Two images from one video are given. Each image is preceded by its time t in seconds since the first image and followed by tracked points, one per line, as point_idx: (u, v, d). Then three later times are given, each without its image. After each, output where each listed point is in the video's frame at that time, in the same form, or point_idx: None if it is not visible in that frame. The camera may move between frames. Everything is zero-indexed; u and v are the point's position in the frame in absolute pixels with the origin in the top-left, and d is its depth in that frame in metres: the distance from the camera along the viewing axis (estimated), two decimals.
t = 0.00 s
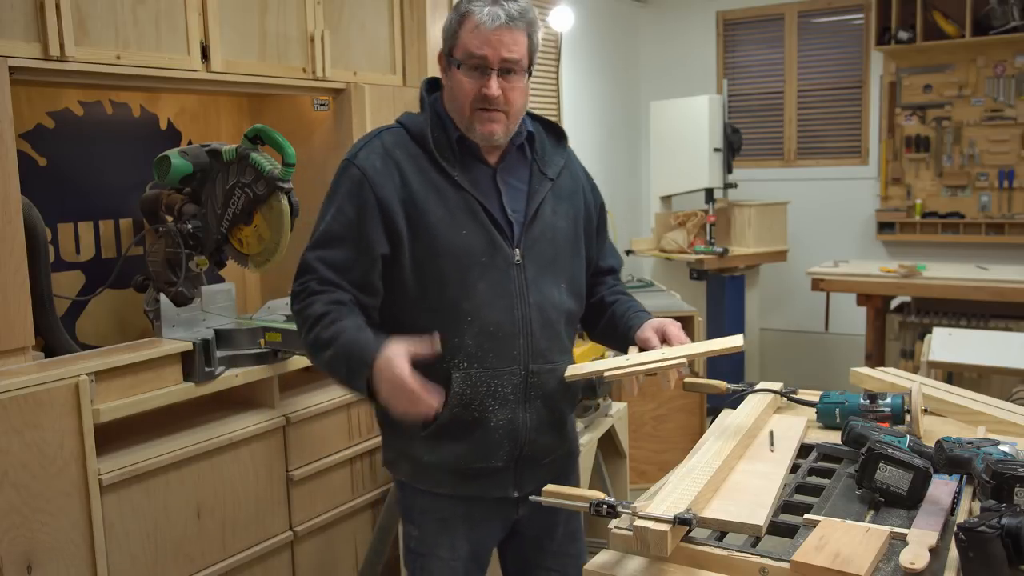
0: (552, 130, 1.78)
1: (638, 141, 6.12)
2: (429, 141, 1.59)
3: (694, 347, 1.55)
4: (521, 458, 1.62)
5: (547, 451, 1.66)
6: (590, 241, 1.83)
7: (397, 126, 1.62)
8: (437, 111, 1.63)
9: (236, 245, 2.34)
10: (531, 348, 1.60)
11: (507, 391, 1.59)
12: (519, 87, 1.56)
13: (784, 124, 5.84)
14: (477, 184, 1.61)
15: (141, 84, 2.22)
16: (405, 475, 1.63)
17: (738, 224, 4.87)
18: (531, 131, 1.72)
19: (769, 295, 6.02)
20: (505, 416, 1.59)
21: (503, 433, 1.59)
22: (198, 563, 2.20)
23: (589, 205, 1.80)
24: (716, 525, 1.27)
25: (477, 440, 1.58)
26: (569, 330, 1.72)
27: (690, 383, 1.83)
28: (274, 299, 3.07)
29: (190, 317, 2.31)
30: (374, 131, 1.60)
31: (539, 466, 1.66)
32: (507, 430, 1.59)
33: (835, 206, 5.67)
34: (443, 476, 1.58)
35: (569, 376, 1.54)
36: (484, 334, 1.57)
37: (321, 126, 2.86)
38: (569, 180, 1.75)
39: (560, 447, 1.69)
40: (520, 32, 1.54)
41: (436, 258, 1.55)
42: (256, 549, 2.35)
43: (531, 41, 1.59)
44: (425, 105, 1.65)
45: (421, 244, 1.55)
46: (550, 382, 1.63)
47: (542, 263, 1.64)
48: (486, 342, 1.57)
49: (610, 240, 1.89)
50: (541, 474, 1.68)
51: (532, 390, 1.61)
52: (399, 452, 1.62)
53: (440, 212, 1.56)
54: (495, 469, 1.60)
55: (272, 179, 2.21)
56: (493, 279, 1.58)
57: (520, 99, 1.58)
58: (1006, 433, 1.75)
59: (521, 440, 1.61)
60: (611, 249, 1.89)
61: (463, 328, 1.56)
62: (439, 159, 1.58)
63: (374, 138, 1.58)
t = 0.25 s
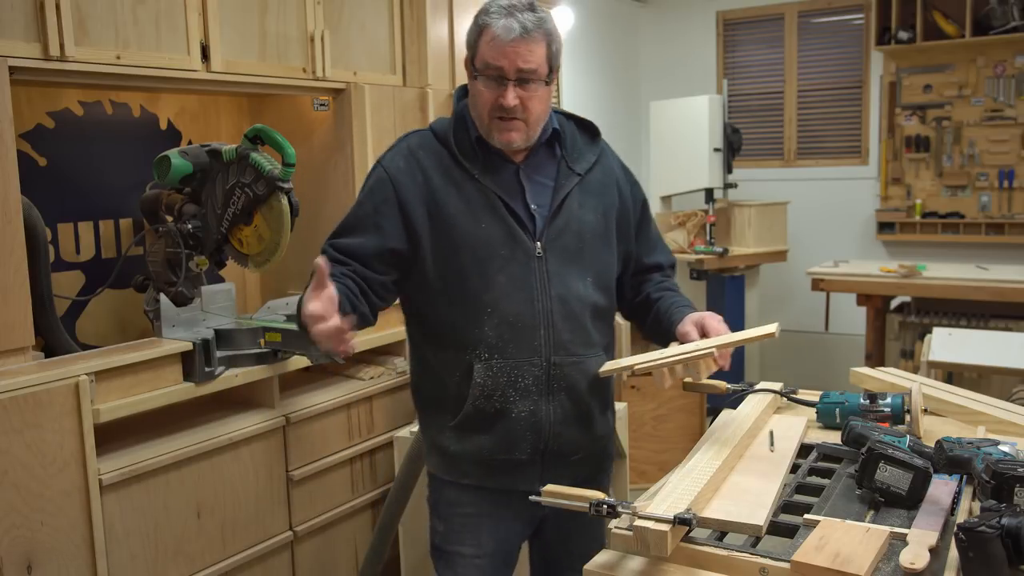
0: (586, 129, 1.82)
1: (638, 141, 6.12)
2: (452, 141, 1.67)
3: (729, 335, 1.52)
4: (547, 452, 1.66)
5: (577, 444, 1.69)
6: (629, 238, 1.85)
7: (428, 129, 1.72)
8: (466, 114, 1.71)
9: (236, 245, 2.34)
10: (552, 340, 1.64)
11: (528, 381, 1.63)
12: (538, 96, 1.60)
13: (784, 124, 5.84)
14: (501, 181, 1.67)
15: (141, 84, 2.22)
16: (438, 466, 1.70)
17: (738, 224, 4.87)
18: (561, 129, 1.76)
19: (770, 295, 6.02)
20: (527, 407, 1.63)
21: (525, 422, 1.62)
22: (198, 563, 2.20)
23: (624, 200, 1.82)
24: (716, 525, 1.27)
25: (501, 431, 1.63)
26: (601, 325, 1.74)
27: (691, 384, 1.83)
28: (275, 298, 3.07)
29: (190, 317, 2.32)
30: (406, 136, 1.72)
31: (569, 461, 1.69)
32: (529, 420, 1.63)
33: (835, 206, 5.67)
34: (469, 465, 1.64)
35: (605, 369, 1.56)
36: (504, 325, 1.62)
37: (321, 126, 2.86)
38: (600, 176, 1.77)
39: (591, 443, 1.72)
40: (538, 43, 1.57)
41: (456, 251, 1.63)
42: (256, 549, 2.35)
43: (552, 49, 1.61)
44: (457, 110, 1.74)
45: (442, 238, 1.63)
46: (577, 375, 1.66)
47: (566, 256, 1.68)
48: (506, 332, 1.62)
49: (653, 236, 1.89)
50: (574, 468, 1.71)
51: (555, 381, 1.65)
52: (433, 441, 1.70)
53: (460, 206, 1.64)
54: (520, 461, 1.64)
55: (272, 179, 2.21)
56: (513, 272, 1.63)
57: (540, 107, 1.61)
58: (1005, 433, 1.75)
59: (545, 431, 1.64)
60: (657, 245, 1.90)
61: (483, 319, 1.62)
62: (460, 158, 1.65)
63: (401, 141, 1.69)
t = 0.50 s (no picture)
0: (609, 128, 1.80)
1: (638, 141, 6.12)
2: (470, 141, 1.67)
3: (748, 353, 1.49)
4: (554, 453, 1.65)
5: (586, 447, 1.68)
6: (650, 237, 1.82)
7: (448, 131, 1.73)
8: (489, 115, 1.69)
9: (236, 245, 2.34)
10: (562, 342, 1.64)
11: (536, 383, 1.63)
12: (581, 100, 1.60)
13: (784, 124, 5.85)
14: (516, 182, 1.67)
15: (141, 84, 2.22)
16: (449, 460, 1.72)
17: (738, 224, 4.87)
18: (582, 130, 1.74)
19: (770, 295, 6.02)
20: (535, 409, 1.63)
21: (532, 424, 1.62)
22: (198, 563, 2.20)
23: (644, 199, 1.79)
24: (716, 525, 1.27)
25: (509, 431, 1.63)
26: (615, 327, 1.72)
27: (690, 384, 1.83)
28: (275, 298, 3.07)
29: (190, 317, 2.30)
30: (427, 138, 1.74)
31: (578, 462, 1.69)
32: (537, 422, 1.62)
33: (835, 206, 5.68)
34: (476, 462, 1.65)
35: (615, 373, 1.52)
36: (514, 327, 1.62)
37: (321, 126, 2.86)
38: (619, 177, 1.75)
39: (600, 445, 1.70)
40: (584, 48, 1.56)
41: (469, 252, 1.64)
42: (256, 549, 2.34)
43: (591, 53, 1.61)
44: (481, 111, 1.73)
45: (456, 239, 1.64)
46: (587, 377, 1.65)
47: (580, 258, 1.67)
48: (516, 334, 1.62)
49: (677, 237, 1.85)
50: (584, 470, 1.72)
51: (564, 383, 1.64)
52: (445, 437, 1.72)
53: (474, 207, 1.64)
54: (527, 462, 1.63)
55: (272, 179, 2.21)
56: (524, 274, 1.63)
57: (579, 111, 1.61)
58: (1005, 433, 1.75)
59: (552, 432, 1.64)
60: (682, 247, 1.85)
61: (494, 320, 1.63)
62: (475, 158, 1.66)
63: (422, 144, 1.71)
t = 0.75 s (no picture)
0: (621, 133, 1.77)
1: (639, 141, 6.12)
2: (490, 146, 1.62)
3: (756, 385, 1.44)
4: (558, 462, 1.67)
5: (588, 455, 1.70)
6: (659, 245, 1.80)
7: (464, 129, 1.66)
8: (504, 119, 1.66)
9: (236, 246, 2.34)
10: (570, 355, 1.65)
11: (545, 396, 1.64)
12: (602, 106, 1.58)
13: (784, 124, 5.85)
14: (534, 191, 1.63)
15: (141, 84, 2.22)
16: (452, 463, 1.74)
17: (738, 224, 4.87)
18: (597, 137, 1.72)
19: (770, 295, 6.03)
20: (544, 422, 1.63)
21: (541, 437, 1.63)
22: (198, 563, 2.20)
23: (656, 208, 1.78)
24: (716, 525, 1.27)
25: (515, 442, 1.63)
26: (619, 338, 1.74)
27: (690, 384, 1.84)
28: (275, 298, 3.07)
29: (190, 317, 2.30)
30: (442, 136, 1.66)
31: (580, 469, 1.71)
32: (544, 436, 1.63)
33: (835, 206, 5.68)
34: (478, 467, 1.67)
35: (617, 401, 1.50)
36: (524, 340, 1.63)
37: (321, 126, 2.86)
38: (632, 185, 1.73)
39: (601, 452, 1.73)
40: (609, 55, 1.53)
41: (490, 263, 1.60)
42: (256, 549, 2.34)
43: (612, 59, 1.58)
44: (494, 112, 1.68)
45: (479, 247, 1.60)
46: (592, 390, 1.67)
47: (593, 272, 1.67)
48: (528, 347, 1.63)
49: (685, 245, 1.83)
50: (586, 472, 1.74)
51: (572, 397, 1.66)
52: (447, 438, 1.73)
53: (498, 216, 1.60)
54: (531, 470, 1.65)
55: (272, 179, 2.21)
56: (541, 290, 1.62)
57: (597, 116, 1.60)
58: (1005, 433, 1.75)
59: (558, 444, 1.65)
60: (690, 253, 1.83)
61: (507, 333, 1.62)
62: (498, 165, 1.61)
63: (442, 141, 1.64)
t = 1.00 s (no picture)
0: (628, 144, 1.75)
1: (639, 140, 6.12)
2: (514, 163, 1.57)
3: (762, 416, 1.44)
4: (566, 473, 1.71)
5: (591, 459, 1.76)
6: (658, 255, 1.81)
7: (482, 141, 1.59)
8: (517, 132, 1.61)
9: (236, 246, 2.34)
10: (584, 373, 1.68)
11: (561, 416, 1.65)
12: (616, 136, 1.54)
13: (784, 124, 5.85)
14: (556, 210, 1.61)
15: (141, 84, 2.22)
16: (452, 472, 1.72)
17: (738, 224, 4.87)
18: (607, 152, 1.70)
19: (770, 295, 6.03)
20: (560, 441, 1.66)
21: (556, 454, 1.66)
22: (198, 563, 2.20)
23: (660, 222, 1.79)
24: (716, 525, 1.27)
25: (529, 460, 1.64)
26: (620, 350, 1.78)
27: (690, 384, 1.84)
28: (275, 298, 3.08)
29: (190, 317, 2.30)
30: (457, 148, 1.57)
31: (583, 469, 1.76)
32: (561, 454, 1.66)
33: (835, 206, 5.68)
34: (486, 480, 1.67)
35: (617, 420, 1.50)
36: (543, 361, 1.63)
37: (321, 126, 2.86)
38: (638, 200, 1.73)
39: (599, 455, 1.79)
40: (630, 92, 1.45)
41: (513, 284, 1.57)
42: (256, 549, 2.35)
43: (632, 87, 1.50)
44: (508, 123, 1.61)
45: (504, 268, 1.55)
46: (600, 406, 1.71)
47: (607, 291, 1.68)
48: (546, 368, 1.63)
49: (681, 253, 1.85)
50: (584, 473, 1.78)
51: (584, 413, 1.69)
52: (448, 450, 1.71)
53: (522, 237, 1.56)
54: (537, 479, 1.67)
55: (272, 179, 2.21)
56: (561, 312, 1.61)
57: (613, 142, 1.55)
58: (1005, 433, 1.75)
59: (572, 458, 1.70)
60: (685, 260, 1.85)
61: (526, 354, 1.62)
62: (523, 183, 1.57)
63: (464, 154, 1.55)
